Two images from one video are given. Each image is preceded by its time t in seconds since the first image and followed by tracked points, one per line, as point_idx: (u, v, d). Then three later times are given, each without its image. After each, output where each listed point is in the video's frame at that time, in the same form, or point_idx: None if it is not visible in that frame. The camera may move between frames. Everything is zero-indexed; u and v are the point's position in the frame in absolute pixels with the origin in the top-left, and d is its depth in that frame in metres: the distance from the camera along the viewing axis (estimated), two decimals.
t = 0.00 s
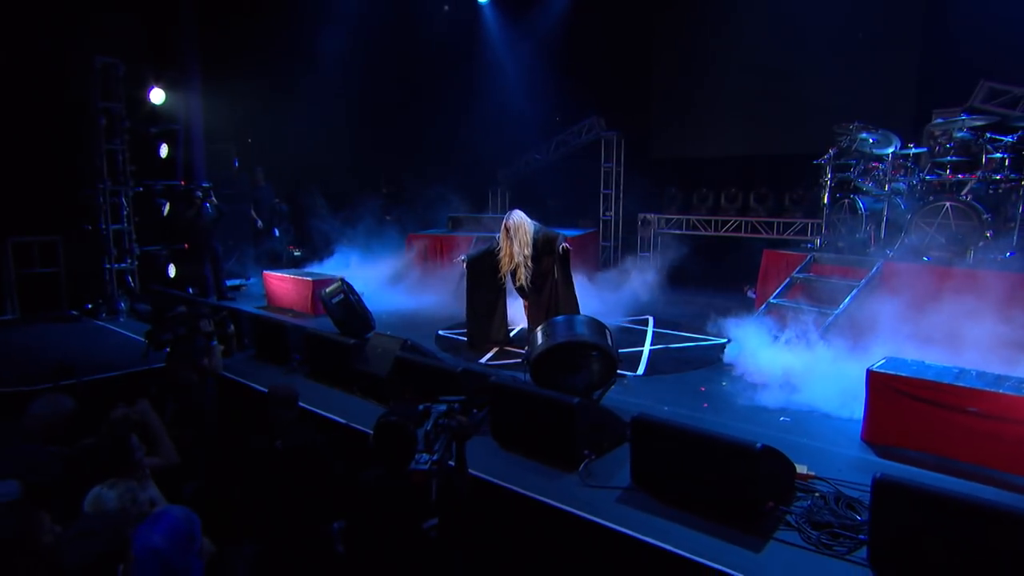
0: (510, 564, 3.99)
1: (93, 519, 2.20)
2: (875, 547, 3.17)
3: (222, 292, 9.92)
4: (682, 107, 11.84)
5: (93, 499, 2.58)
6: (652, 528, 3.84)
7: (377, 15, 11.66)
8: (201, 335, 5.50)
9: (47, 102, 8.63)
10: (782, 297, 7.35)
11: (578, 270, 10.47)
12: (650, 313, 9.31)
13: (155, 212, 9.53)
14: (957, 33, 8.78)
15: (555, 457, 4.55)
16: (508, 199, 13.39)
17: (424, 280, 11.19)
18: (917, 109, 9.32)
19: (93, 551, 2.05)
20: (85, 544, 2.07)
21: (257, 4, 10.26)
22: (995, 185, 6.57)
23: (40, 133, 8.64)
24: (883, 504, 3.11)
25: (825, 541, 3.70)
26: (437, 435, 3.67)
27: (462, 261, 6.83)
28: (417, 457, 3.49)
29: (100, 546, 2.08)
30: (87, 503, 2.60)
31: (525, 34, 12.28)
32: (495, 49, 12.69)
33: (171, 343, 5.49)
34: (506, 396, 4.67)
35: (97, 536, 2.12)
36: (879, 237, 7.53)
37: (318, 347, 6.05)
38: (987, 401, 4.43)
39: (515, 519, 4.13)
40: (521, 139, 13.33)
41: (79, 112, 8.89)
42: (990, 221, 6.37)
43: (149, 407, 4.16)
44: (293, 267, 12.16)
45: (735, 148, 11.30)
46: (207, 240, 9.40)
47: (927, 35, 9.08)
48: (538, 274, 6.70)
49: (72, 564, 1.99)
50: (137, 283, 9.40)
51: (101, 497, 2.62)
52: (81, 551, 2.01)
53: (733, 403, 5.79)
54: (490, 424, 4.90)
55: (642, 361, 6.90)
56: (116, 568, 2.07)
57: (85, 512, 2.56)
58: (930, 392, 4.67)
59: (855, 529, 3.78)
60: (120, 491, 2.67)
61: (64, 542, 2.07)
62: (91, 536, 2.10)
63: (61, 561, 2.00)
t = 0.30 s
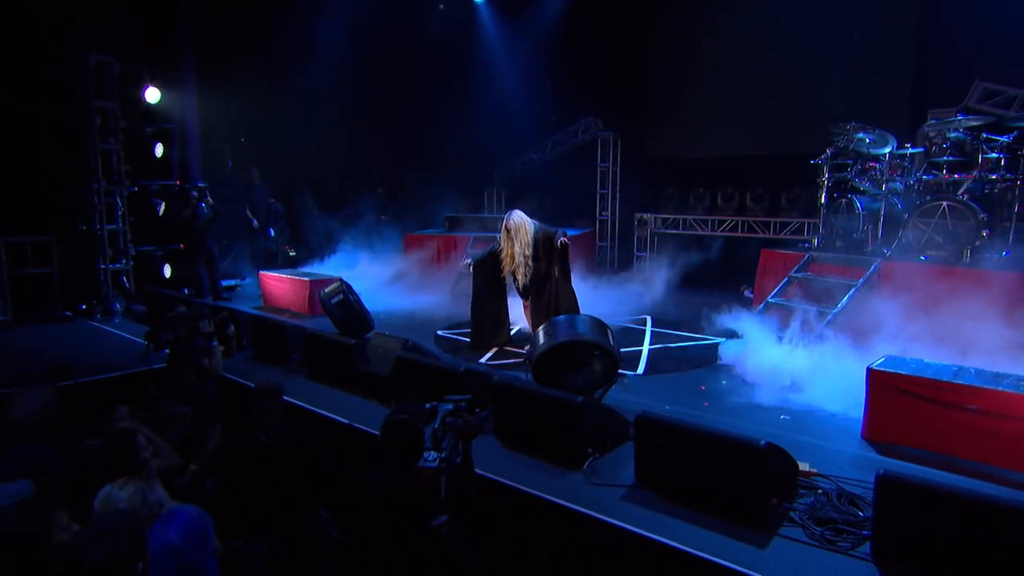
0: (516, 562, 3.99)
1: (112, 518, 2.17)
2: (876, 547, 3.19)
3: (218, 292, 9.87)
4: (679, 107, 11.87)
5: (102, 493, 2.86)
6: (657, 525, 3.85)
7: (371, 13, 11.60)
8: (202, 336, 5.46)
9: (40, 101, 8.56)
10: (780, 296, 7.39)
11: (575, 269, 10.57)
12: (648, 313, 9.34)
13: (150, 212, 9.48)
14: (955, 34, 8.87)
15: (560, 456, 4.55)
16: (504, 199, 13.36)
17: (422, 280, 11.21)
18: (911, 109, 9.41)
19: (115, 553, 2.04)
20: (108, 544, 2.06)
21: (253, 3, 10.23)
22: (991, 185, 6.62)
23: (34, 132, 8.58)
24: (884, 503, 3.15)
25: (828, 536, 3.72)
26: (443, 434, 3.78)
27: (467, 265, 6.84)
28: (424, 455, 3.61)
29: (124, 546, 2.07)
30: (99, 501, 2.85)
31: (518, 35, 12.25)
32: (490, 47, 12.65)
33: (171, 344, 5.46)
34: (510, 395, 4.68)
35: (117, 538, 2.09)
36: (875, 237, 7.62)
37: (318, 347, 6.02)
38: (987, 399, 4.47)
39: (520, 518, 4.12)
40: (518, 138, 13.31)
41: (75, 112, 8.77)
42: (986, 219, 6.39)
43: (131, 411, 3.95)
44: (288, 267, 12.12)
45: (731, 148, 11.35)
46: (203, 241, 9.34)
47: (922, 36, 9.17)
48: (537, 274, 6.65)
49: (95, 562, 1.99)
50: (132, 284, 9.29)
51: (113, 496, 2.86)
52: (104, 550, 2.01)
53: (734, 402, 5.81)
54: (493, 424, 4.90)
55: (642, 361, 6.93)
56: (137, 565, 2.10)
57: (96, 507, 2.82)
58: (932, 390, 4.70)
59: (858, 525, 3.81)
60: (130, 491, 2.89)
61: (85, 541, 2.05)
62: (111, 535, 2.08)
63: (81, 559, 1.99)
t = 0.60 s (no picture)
0: (522, 560, 3.99)
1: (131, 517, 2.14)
2: (879, 539, 3.37)
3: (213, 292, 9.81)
4: (674, 107, 11.91)
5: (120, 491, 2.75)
6: (662, 522, 3.87)
7: (369, 10, 11.59)
8: (201, 337, 5.44)
9: (34, 99, 8.48)
10: (779, 295, 7.46)
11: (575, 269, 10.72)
12: (646, 313, 9.37)
13: (145, 212, 9.43)
14: (951, 34, 8.94)
15: (563, 454, 4.55)
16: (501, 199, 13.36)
17: (421, 280, 11.24)
18: (904, 109, 9.51)
19: (127, 554, 2.03)
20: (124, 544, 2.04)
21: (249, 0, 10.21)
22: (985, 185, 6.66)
23: (30, 131, 8.49)
24: (886, 497, 3.31)
25: (832, 532, 3.75)
26: (451, 432, 3.69)
27: (477, 269, 6.89)
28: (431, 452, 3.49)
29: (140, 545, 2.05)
30: (118, 499, 2.75)
31: (515, 35, 12.30)
32: (487, 46, 12.64)
33: (170, 344, 5.42)
34: (512, 394, 4.67)
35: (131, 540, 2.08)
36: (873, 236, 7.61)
37: (319, 348, 6.00)
38: (985, 396, 4.51)
39: (525, 516, 4.12)
40: (513, 136, 13.30)
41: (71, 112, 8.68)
42: (983, 219, 6.42)
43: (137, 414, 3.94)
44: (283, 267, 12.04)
45: (728, 148, 11.38)
46: (199, 241, 9.33)
47: (915, 37, 9.26)
48: (538, 274, 6.65)
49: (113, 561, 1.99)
50: (126, 284, 9.23)
51: (132, 495, 2.75)
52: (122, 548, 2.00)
53: (734, 400, 5.84)
54: (496, 423, 4.89)
55: (641, 360, 6.96)
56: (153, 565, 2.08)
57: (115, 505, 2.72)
58: (930, 388, 4.74)
59: (860, 521, 3.84)
60: (151, 491, 2.78)
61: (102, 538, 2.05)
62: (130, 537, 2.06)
63: (101, 557, 2.00)
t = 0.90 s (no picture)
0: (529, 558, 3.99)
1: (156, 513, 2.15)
2: (884, 532, 3.43)
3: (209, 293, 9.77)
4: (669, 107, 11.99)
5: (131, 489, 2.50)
6: (667, 519, 3.88)
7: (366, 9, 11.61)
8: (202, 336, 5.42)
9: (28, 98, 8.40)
10: (778, 295, 7.55)
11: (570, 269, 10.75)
12: (644, 311, 9.41)
13: (141, 212, 9.39)
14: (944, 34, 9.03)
15: (567, 451, 4.56)
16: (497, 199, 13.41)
17: (419, 280, 11.23)
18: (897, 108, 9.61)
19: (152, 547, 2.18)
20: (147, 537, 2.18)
21: None
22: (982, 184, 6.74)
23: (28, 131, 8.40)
24: (890, 491, 3.36)
25: (836, 527, 3.77)
26: (457, 430, 3.75)
27: (484, 267, 6.86)
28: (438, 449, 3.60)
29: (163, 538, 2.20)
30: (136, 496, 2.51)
31: (512, 36, 12.37)
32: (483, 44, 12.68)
33: (170, 344, 5.40)
34: (517, 393, 4.67)
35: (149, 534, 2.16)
36: (870, 236, 7.67)
37: (319, 348, 5.98)
38: (984, 393, 4.55)
39: (530, 514, 4.12)
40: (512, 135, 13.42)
41: (66, 112, 8.61)
42: (980, 219, 6.49)
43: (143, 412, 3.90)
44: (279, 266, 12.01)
45: (724, 147, 11.44)
46: (194, 241, 9.26)
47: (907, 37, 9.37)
48: (537, 271, 6.69)
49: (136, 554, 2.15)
50: (122, 284, 9.18)
51: (151, 493, 2.50)
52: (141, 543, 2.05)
53: (734, 399, 5.87)
54: (499, 422, 4.89)
55: (641, 359, 6.99)
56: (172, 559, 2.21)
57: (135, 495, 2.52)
58: (929, 385, 4.77)
59: (864, 516, 3.87)
60: (171, 491, 2.55)
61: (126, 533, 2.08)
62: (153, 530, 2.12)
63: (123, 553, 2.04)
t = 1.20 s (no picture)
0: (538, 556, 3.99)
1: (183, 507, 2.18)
2: (890, 528, 3.46)
3: (207, 293, 9.72)
4: (666, 107, 12.03)
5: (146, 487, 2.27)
6: (675, 515, 3.89)
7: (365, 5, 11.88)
8: (206, 336, 5.43)
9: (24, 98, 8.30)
10: (778, 293, 7.62)
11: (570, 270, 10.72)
12: (644, 310, 9.47)
13: (139, 211, 9.38)
14: (939, 33, 9.14)
15: (573, 450, 4.57)
16: (495, 198, 13.48)
17: (417, 280, 11.22)
18: (893, 109, 9.73)
19: (179, 540, 2.15)
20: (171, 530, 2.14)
21: None
22: (980, 184, 6.82)
23: (25, 131, 8.27)
24: (897, 488, 3.39)
25: (841, 523, 3.79)
26: (467, 429, 3.69)
27: (494, 270, 6.80)
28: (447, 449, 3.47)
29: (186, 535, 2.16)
30: (155, 492, 2.26)
31: (510, 35, 12.65)
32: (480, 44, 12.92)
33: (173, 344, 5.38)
34: (522, 393, 4.67)
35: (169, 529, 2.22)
36: (868, 235, 7.74)
37: (322, 348, 5.97)
38: (985, 390, 4.59)
39: (538, 512, 4.13)
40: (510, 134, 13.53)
41: (63, 112, 8.42)
42: (978, 218, 6.54)
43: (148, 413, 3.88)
44: (276, 267, 11.99)
45: (721, 147, 11.52)
46: (192, 241, 9.24)
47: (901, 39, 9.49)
48: (541, 270, 6.73)
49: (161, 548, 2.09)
50: (120, 284, 9.16)
51: (172, 490, 2.26)
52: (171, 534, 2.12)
53: (737, 397, 5.89)
54: (505, 420, 4.89)
55: (643, 358, 7.02)
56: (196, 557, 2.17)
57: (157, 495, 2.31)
58: (931, 382, 4.82)
59: (868, 512, 3.90)
60: (191, 489, 2.28)
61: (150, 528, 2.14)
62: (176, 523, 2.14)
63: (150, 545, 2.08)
